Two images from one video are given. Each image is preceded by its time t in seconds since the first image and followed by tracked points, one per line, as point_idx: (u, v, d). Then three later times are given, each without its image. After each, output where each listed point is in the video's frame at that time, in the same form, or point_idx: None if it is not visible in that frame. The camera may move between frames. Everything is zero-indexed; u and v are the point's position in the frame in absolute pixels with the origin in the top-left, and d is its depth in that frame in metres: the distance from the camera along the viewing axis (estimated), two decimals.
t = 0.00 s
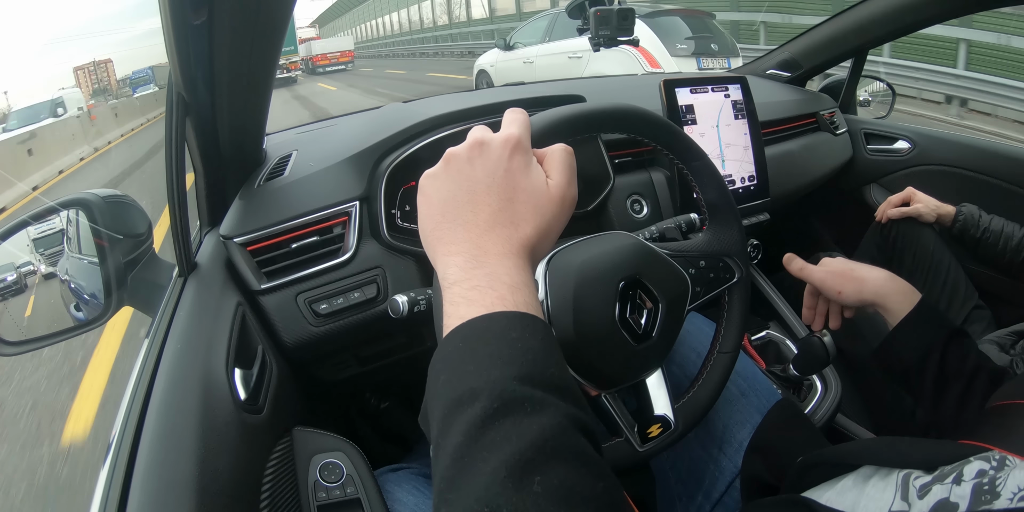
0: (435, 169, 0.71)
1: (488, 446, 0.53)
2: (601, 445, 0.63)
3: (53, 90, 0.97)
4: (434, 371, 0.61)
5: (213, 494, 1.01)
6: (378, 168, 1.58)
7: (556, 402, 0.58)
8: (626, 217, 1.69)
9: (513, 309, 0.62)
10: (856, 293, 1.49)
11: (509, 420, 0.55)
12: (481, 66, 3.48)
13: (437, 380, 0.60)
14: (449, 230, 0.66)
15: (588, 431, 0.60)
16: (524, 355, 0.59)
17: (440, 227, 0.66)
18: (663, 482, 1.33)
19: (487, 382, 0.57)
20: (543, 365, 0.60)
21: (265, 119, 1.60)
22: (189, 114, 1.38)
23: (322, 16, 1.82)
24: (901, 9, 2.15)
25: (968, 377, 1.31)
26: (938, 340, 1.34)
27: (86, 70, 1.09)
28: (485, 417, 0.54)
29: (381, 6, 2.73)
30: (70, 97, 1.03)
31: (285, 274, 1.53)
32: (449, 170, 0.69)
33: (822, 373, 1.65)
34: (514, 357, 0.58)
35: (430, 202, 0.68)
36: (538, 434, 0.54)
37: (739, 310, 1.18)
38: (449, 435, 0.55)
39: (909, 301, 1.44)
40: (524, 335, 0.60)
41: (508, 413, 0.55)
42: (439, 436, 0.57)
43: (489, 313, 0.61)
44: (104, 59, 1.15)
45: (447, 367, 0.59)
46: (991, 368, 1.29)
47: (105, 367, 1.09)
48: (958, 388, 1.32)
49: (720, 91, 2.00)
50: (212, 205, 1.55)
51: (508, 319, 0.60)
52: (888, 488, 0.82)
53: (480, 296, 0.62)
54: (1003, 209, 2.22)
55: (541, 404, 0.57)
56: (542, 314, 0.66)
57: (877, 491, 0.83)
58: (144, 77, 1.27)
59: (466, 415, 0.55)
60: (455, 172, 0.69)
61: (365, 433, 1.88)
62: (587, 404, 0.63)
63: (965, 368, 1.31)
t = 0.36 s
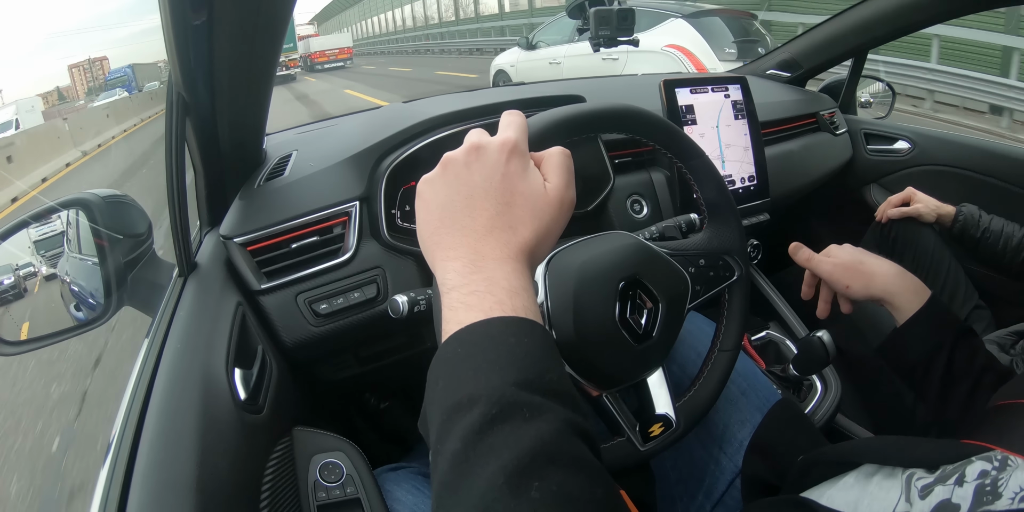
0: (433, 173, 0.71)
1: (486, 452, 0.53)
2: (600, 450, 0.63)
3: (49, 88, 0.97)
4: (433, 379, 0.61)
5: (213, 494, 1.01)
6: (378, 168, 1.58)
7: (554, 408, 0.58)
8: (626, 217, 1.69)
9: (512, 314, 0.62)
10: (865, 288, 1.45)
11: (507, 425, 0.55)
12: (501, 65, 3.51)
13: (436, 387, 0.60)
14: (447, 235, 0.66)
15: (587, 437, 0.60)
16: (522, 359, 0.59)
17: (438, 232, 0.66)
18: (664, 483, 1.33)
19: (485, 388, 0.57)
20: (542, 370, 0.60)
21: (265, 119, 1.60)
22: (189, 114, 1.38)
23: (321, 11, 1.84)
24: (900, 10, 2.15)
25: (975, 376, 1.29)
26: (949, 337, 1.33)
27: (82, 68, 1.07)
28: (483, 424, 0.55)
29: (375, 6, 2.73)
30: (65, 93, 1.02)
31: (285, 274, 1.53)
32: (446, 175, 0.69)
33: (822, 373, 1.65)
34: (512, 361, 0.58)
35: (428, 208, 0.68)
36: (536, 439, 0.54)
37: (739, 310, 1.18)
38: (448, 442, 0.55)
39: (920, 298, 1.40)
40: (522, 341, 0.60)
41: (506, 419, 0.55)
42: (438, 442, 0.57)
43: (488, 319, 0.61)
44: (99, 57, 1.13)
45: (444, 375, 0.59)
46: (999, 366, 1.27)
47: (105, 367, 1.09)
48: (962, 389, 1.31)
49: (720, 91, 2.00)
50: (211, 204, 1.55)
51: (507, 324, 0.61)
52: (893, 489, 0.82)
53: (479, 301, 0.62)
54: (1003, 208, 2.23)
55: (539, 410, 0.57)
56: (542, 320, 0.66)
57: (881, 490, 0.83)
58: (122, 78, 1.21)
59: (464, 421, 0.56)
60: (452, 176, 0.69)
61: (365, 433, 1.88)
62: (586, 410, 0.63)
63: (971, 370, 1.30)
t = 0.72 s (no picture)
0: (433, 174, 0.71)
1: (487, 451, 0.54)
2: (601, 447, 0.63)
3: (45, 88, 0.97)
4: (435, 379, 0.61)
5: (213, 494, 1.01)
6: (378, 168, 1.58)
7: (554, 407, 0.58)
8: (626, 218, 1.69)
9: (513, 314, 0.62)
10: (870, 278, 1.43)
11: (508, 424, 0.55)
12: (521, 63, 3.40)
13: (437, 388, 0.60)
14: (448, 237, 0.66)
15: (588, 436, 0.60)
16: (522, 358, 0.59)
17: (439, 234, 0.66)
18: (663, 482, 1.33)
19: (486, 388, 0.57)
20: (542, 366, 0.60)
21: (265, 119, 1.60)
22: (189, 115, 1.38)
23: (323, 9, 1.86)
24: (899, 10, 2.15)
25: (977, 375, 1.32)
26: (949, 339, 1.35)
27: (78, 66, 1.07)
28: (484, 423, 0.55)
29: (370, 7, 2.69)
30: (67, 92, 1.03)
31: (284, 275, 1.53)
32: (447, 176, 0.69)
33: (822, 373, 1.65)
34: (512, 360, 0.58)
35: (429, 210, 0.69)
36: (537, 438, 0.55)
37: (739, 310, 1.18)
38: (449, 441, 0.56)
39: (917, 288, 1.43)
40: (522, 340, 0.60)
41: (507, 418, 0.55)
42: (440, 441, 0.57)
43: (488, 319, 0.61)
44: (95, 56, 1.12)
45: (446, 374, 0.59)
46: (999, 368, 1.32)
47: (105, 368, 1.09)
48: (963, 391, 1.34)
49: (720, 92, 2.00)
50: (212, 205, 1.55)
51: (507, 324, 0.60)
52: (895, 480, 0.82)
53: (479, 302, 0.62)
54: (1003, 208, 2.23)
55: (540, 408, 0.57)
56: (543, 320, 0.66)
57: (882, 483, 0.83)
58: (93, 81, 1.12)
59: (465, 420, 0.56)
60: (453, 177, 0.69)
61: (364, 434, 1.88)
62: (586, 407, 0.63)
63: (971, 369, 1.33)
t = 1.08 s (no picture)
0: (433, 176, 0.71)
1: (484, 457, 0.54)
2: (599, 451, 0.63)
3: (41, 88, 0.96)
4: (433, 381, 0.61)
5: (213, 495, 1.01)
6: (378, 168, 1.58)
7: (551, 412, 0.58)
8: (626, 218, 1.69)
9: (511, 318, 0.62)
10: (821, 334, 1.59)
11: (505, 429, 0.55)
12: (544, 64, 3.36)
13: (436, 391, 0.60)
14: (448, 239, 0.66)
15: (586, 441, 0.60)
16: (520, 362, 0.59)
17: (438, 236, 0.66)
18: (663, 482, 1.33)
19: (484, 393, 0.57)
20: (541, 371, 0.60)
21: (265, 120, 1.60)
22: (189, 115, 1.38)
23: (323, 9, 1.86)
24: (899, 10, 2.15)
25: (934, 391, 1.37)
26: (899, 361, 1.44)
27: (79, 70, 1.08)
28: (481, 428, 0.55)
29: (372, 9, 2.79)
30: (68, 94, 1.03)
31: (284, 275, 1.53)
32: (446, 178, 0.69)
33: (822, 372, 1.65)
34: (511, 365, 0.58)
35: (428, 211, 0.68)
36: (533, 444, 0.55)
37: (739, 310, 1.18)
38: (446, 446, 0.56)
39: (863, 336, 1.56)
40: (521, 344, 0.60)
41: (504, 423, 0.55)
42: (437, 445, 0.57)
43: (487, 322, 0.61)
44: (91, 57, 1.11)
45: (444, 378, 0.59)
46: (957, 379, 1.35)
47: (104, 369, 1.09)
48: (926, 407, 1.38)
49: (720, 91, 2.00)
50: (212, 205, 1.55)
51: (506, 328, 0.61)
52: (892, 481, 0.82)
53: (478, 306, 0.62)
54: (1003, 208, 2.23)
55: (536, 414, 0.57)
56: (542, 323, 0.66)
57: (879, 483, 0.83)
58: (47, 88, 0.98)
59: (463, 426, 0.56)
60: (453, 179, 0.69)
61: (365, 434, 1.88)
62: (584, 411, 0.63)
63: (928, 386, 1.38)
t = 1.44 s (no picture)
0: (433, 175, 0.71)
1: (485, 452, 0.54)
2: (600, 449, 0.63)
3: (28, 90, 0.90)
4: (433, 379, 0.61)
5: (213, 494, 1.01)
6: (378, 168, 1.58)
7: (552, 408, 0.58)
8: (626, 217, 1.69)
9: (512, 315, 0.62)
10: (819, 337, 1.60)
11: (505, 424, 0.55)
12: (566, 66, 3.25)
13: (436, 387, 0.60)
14: (448, 237, 0.66)
15: (587, 439, 0.60)
16: (521, 360, 0.59)
17: (438, 234, 0.66)
18: (663, 482, 1.33)
19: (484, 388, 0.57)
20: (542, 368, 0.60)
21: (265, 119, 1.60)
22: (189, 114, 1.38)
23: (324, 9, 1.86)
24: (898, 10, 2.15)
25: (934, 392, 1.37)
26: (898, 362, 1.45)
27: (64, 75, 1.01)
28: (481, 425, 0.55)
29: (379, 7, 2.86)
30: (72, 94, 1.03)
31: (284, 274, 1.53)
32: (447, 176, 0.69)
33: (822, 372, 1.65)
34: (512, 361, 0.58)
35: (429, 210, 0.68)
36: (534, 440, 0.54)
37: (739, 310, 1.18)
38: (446, 442, 0.56)
39: (863, 337, 1.57)
40: (521, 342, 0.60)
41: (504, 418, 0.55)
42: (437, 442, 0.57)
43: (487, 319, 0.61)
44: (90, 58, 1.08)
45: (445, 374, 0.59)
46: (957, 380, 1.36)
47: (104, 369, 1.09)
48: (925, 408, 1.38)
49: (720, 91, 2.00)
50: (212, 204, 1.55)
51: (507, 324, 0.61)
52: (893, 480, 0.82)
53: (478, 303, 0.62)
54: (1003, 207, 2.23)
55: (537, 409, 0.57)
56: (543, 321, 0.66)
57: (880, 483, 0.83)
58: None
59: (463, 422, 0.56)
60: (453, 178, 0.69)
61: (365, 434, 1.88)
62: (584, 408, 0.63)
63: (928, 387, 1.38)
